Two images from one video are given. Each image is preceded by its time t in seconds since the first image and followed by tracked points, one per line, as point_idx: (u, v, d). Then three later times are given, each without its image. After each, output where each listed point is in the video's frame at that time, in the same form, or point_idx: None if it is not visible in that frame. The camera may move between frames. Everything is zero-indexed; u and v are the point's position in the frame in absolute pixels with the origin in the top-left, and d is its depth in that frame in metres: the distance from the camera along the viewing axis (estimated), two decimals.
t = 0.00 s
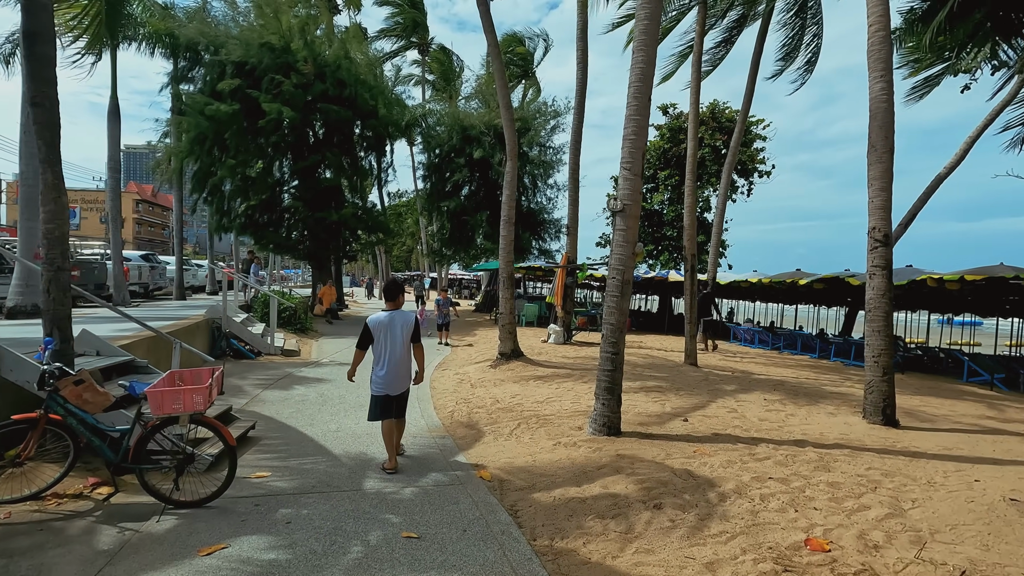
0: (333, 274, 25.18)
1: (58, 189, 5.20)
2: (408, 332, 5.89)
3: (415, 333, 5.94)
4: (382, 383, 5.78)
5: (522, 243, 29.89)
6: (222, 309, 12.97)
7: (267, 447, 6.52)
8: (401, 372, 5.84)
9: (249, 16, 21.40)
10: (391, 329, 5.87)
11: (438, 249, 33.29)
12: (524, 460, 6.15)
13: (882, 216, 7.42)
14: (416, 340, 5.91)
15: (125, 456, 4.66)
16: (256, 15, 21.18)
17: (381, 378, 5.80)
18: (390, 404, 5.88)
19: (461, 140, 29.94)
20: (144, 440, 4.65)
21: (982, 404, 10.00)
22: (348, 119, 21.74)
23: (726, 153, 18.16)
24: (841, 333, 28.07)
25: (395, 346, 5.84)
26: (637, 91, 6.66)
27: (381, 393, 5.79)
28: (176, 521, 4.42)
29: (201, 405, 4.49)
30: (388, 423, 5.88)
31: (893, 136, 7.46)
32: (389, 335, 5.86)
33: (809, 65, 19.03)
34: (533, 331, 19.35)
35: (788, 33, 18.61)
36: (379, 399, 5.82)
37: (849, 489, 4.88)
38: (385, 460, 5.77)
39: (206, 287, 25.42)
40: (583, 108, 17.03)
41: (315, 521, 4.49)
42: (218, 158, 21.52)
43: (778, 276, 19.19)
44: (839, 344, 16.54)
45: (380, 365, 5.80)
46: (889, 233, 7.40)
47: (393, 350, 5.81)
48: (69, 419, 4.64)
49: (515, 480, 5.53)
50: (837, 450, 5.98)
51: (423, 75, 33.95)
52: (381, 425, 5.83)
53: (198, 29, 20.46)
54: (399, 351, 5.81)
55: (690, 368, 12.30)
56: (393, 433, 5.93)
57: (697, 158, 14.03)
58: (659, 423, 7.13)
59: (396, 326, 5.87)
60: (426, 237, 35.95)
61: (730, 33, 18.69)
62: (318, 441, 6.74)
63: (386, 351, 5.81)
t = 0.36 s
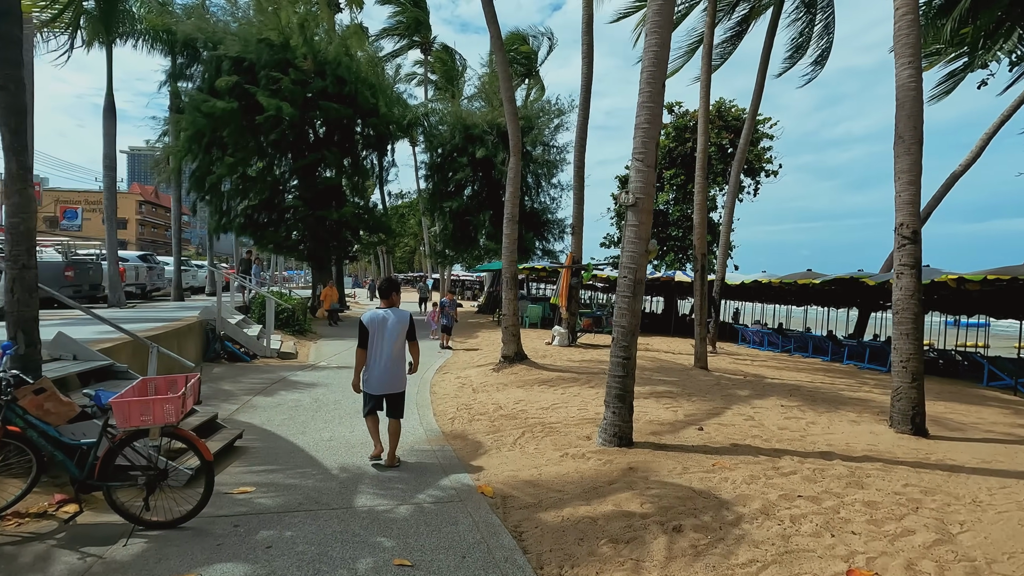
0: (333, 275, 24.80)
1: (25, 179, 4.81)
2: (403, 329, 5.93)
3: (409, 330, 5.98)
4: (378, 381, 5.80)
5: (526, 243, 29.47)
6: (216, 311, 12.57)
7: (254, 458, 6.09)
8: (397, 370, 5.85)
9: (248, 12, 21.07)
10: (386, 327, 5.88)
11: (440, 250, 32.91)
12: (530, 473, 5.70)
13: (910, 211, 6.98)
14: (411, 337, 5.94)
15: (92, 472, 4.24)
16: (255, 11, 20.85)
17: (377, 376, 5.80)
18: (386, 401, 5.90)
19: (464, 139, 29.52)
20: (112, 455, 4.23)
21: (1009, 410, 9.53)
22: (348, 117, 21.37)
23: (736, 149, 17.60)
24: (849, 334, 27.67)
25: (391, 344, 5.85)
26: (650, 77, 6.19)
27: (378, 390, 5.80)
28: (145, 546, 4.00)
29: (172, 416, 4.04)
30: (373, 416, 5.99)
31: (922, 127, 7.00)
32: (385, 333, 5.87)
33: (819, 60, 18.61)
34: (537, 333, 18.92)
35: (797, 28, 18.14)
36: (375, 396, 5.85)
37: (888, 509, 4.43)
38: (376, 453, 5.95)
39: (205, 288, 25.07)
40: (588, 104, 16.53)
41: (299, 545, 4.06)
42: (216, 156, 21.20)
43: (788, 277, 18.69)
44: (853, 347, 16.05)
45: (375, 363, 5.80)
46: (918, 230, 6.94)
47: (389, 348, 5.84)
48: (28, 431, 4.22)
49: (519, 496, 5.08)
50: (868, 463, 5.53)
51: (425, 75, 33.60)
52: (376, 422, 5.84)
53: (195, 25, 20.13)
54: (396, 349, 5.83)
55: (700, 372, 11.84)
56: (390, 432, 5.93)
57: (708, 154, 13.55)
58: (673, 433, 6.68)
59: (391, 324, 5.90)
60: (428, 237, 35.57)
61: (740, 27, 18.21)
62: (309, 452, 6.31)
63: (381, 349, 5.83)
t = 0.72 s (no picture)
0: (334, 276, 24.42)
1: None
2: (388, 332, 5.77)
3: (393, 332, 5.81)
4: (366, 387, 5.66)
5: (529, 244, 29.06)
6: (210, 313, 12.16)
7: (241, 474, 5.66)
8: (384, 374, 5.72)
9: (247, 8, 20.66)
10: (370, 332, 5.70)
11: (443, 250, 32.53)
12: (538, 492, 5.26)
13: (943, 208, 6.51)
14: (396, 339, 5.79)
15: (53, 499, 3.80)
16: (253, 7, 20.46)
17: (365, 383, 5.66)
18: (376, 407, 5.76)
19: (466, 138, 29.09)
20: (76, 479, 3.81)
21: None
22: (348, 115, 20.98)
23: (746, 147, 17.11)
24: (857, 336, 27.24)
25: (377, 348, 5.69)
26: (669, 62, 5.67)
27: (366, 397, 5.66)
28: None
29: (141, 437, 3.66)
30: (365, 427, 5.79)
31: (956, 120, 6.54)
32: (369, 338, 5.69)
33: (831, 56, 18.15)
34: (542, 335, 18.49)
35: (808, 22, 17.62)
36: (364, 404, 5.70)
37: (938, 538, 4.00)
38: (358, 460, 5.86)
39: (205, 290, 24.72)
40: (595, 100, 16.05)
41: None
42: (214, 155, 20.86)
43: (799, 277, 18.20)
44: (868, 351, 15.57)
45: (362, 370, 5.64)
46: (952, 229, 6.49)
47: (374, 353, 5.67)
48: None
49: (528, 520, 4.64)
50: (906, 483, 5.09)
51: (427, 73, 33.21)
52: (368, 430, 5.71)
53: (192, 22, 19.75)
54: (381, 353, 5.68)
55: (712, 378, 11.39)
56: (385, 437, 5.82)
57: (719, 151, 13.07)
58: (691, 446, 6.24)
59: (375, 328, 5.72)
60: (431, 238, 35.20)
61: (749, 21, 17.70)
62: (301, 467, 5.88)
63: (367, 355, 5.65)
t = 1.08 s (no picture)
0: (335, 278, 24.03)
1: None
2: (382, 337, 5.79)
3: (387, 337, 5.83)
4: (358, 390, 5.64)
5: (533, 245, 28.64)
6: (207, 316, 11.78)
7: (230, 490, 5.23)
8: (376, 378, 5.72)
9: (246, 4, 20.30)
10: (362, 335, 5.69)
11: (445, 251, 32.11)
12: (553, 511, 4.83)
13: (984, 205, 6.09)
14: (389, 344, 5.82)
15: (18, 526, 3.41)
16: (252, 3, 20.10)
17: (356, 387, 5.64)
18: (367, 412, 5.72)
19: (469, 138, 28.69)
20: (42, 505, 3.41)
21: None
22: (350, 113, 20.60)
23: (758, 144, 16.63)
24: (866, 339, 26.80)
25: (370, 351, 5.70)
26: (694, 45, 5.22)
27: (358, 401, 5.64)
28: None
29: (112, 458, 3.25)
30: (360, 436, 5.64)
31: (998, 110, 6.13)
32: (362, 341, 5.69)
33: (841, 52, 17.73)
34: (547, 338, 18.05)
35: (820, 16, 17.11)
36: (356, 407, 5.67)
37: (1006, 569, 3.58)
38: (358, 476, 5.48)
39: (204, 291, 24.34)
40: (602, 96, 15.60)
41: None
42: (213, 154, 20.50)
43: (811, 279, 17.76)
44: (885, 354, 15.09)
45: (354, 373, 5.64)
46: (994, 226, 6.07)
47: (367, 356, 5.67)
48: None
49: (544, 545, 4.21)
50: (956, 502, 4.66)
51: (429, 73, 32.85)
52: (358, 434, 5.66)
53: (190, 18, 19.39)
54: (374, 357, 5.68)
55: (727, 384, 10.93)
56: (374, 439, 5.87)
57: (732, 148, 12.65)
58: (715, 460, 5.82)
59: (368, 331, 5.72)
60: (433, 239, 34.81)
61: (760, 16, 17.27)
62: (296, 482, 5.44)
63: (360, 358, 5.65)
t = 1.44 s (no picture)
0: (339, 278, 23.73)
1: None
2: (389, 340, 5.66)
3: (395, 339, 5.71)
4: (364, 392, 5.50)
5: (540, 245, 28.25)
6: (207, 317, 11.48)
7: (223, 506, 4.88)
8: (382, 380, 5.61)
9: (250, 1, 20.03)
10: (370, 337, 5.54)
11: (451, 251, 31.77)
12: (571, 533, 4.43)
13: None
14: (397, 346, 5.72)
15: None
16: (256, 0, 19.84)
17: (363, 390, 5.51)
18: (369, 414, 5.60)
19: (475, 137, 28.32)
20: (8, 531, 3.08)
21: None
22: (354, 111, 20.30)
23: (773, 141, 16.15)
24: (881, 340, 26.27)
25: (379, 354, 5.57)
26: (724, 26, 4.81)
27: (363, 403, 5.51)
28: None
29: (80, 483, 2.89)
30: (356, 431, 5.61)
31: None
32: (370, 343, 5.54)
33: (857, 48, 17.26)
34: (555, 340, 17.65)
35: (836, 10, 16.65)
36: (358, 409, 5.54)
37: None
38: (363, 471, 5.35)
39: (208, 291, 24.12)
40: (613, 92, 15.17)
41: None
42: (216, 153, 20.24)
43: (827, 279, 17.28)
44: (905, 358, 14.60)
45: (361, 375, 5.50)
46: None
47: (376, 359, 5.53)
48: None
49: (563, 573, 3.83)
50: (1013, 527, 4.25)
51: (435, 71, 32.52)
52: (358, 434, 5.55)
53: (193, 15, 19.13)
54: (382, 359, 5.56)
55: (744, 389, 10.51)
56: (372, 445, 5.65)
57: (748, 144, 12.22)
58: (743, 475, 5.42)
59: (377, 333, 5.56)
60: (439, 239, 34.50)
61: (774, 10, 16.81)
62: (293, 498, 5.07)
63: (370, 360, 5.52)
